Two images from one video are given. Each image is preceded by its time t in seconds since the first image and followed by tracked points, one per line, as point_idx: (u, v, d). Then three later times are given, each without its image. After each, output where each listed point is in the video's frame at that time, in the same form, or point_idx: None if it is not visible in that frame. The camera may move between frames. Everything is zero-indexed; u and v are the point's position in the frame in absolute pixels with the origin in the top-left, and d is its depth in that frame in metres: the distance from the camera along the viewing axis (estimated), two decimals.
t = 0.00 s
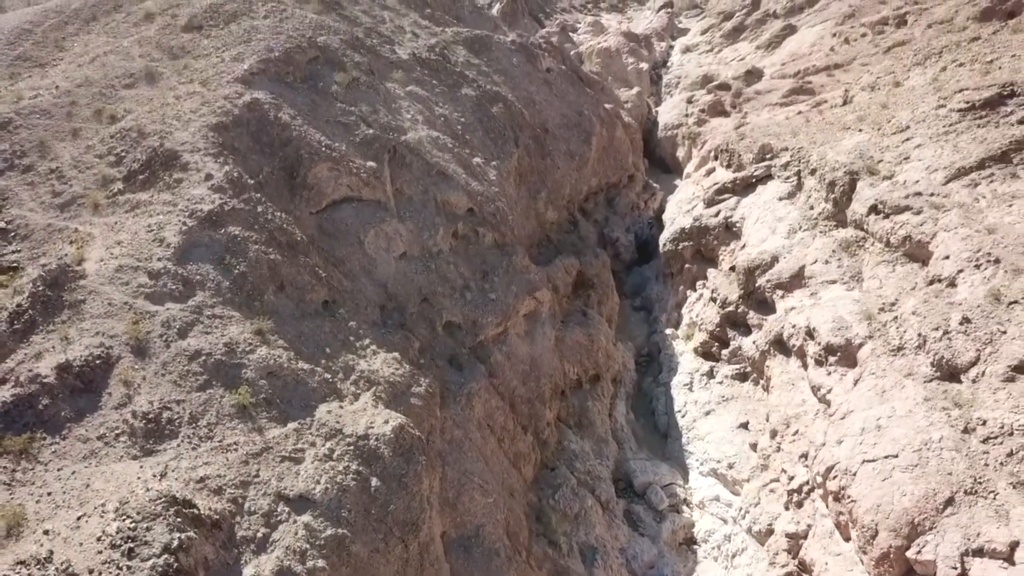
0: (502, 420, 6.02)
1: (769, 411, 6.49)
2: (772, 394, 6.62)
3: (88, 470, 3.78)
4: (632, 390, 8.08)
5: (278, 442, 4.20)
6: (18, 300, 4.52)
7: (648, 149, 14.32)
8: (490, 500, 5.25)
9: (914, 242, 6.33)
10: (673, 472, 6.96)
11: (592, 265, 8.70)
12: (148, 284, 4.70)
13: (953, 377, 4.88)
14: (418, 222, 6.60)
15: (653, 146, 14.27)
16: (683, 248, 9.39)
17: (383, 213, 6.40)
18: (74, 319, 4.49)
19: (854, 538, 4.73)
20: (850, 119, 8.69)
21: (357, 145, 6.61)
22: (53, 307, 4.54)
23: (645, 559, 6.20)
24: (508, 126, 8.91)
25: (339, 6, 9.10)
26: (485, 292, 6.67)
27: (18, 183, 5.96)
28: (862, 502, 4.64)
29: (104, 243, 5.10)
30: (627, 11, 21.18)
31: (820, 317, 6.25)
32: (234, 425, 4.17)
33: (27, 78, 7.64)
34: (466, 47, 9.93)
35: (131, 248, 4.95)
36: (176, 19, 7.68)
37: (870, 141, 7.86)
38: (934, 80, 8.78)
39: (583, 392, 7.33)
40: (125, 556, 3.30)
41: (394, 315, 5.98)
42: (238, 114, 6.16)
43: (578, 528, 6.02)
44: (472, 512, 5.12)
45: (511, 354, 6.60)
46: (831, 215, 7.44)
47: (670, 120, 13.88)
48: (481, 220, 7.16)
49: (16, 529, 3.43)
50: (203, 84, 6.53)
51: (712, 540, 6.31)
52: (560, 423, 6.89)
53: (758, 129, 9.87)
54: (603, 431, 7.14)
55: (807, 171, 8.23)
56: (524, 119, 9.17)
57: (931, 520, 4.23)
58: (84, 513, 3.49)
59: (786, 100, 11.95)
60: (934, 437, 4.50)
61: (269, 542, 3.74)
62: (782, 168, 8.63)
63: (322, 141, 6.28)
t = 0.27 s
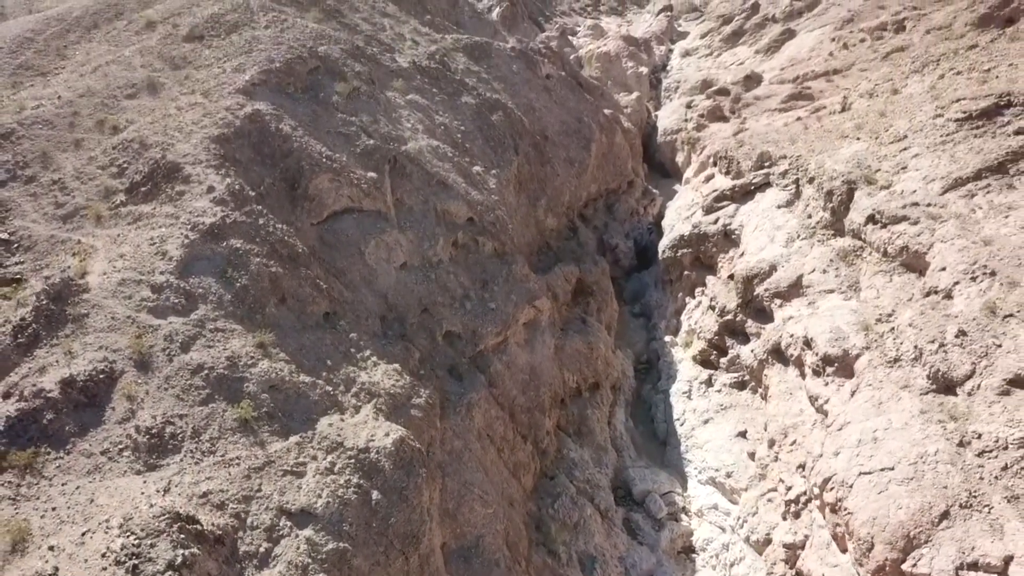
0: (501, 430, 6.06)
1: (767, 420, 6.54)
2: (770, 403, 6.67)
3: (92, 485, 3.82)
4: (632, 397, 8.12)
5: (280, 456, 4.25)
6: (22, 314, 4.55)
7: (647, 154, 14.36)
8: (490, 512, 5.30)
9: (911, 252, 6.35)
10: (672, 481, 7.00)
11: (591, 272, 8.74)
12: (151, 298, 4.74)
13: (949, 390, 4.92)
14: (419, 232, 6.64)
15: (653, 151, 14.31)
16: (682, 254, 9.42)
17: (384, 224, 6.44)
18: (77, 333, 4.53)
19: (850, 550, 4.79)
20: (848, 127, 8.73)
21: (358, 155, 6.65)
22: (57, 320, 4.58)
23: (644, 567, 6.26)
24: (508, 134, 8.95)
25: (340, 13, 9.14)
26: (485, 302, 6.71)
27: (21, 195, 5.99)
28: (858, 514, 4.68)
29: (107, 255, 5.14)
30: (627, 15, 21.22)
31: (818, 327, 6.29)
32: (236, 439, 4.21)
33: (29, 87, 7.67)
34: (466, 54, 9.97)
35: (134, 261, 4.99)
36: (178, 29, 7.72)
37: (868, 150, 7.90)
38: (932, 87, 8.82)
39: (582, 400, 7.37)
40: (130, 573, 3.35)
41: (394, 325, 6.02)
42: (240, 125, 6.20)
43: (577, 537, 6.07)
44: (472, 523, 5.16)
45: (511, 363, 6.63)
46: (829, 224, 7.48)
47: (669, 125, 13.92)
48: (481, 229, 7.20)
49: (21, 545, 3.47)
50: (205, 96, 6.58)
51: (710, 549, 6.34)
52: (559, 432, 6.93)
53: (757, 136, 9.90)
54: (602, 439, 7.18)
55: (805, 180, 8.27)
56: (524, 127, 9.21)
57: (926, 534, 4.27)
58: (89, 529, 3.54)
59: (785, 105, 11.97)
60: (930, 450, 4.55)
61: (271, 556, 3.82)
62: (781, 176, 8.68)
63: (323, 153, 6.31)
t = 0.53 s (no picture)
0: (501, 442, 6.11)
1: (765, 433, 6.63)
2: (768, 415, 6.74)
3: (97, 503, 3.87)
4: (631, 407, 8.17)
5: (283, 473, 4.31)
6: (27, 331, 4.60)
7: (647, 160, 14.42)
8: (490, 525, 5.35)
9: (908, 264, 6.39)
10: (670, 491, 7.04)
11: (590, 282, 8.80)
12: (154, 315, 4.80)
13: (944, 406, 4.97)
14: (419, 245, 6.69)
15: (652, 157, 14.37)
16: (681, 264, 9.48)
17: (384, 237, 6.49)
18: (82, 350, 4.58)
19: (846, 565, 4.84)
20: (846, 138, 8.78)
21: (359, 169, 6.70)
22: (60, 337, 4.62)
23: None
24: (508, 144, 9.01)
25: (341, 24, 9.19)
26: (485, 314, 6.76)
27: (25, 209, 6.04)
28: (854, 529, 4.72)
29: (110, 272, 5.19)
30: (627, 19, 21.27)
31: (815, 339, 6.35)
32: (239, 456, 4.27)
33: (32, 99, 7.71)
34: (466, 63, 10.01)
35: (138, 278, 5.05)
36: (180, 42, 7.78)
37: (865, 161, 7.96)
38: (930, 97, 8.88)
39: (582, 410, 7.42)
40: None
41: (395, 339, 6.08)
42: (242, 140, 6.26)
43: (575, 548, 6.09)
44: (472, 536, 5.22)
45: (511, 374, 6.68)
46: (827, 236, 7.54)
47: (668, 132, 13.97)
48: (481, 240, 7.25)
49: (26, 564, 3.51)
50: (207, 110, 6.63)
51: (708, 560, 6.37)
52: (558, 443, 6.98)
53: (755, 145, 9.95)
54: (601, 450, 7.22)
55: (803, 190, 8.33)
56: (523, 136, 9.26)
57: (920, 550, 4.33)
58: (95, 548, 3.60)
59: (784, 112, 12.01)
60: (925, 466, 4.61)
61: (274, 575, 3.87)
62: (779, 187, 8.74)
63: (324, 167, 6.37)
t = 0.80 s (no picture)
0: (501, 452, 6.16)
1: (763, 443, 6.70)
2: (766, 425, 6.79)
3: (102, 519, 3.92)
4: (630, 414, 8.22)
5: (285, 487, 4.36)
6: (31, 345, 4.64)
7: (646, 165, 14.46)
8: (490, 536, 5.40)
9: (904, 276, 6.44)
10: (669, 500, 7.10)
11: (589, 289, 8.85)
12: (158, 329, 4.85)
13: (939, 419, 5.02)
14: (420, 255, 6.74)
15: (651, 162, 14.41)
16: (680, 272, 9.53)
17: (385, 248, 6.54)
18: (86, 364, 4.63)
19: None
20: (844, 146, 8.82)
21: (360, 180, 6.75)
22: (65, 351, 4.67)
23: None
24: (507, 152, 9.05)
25: (342, 32, 9.24)
26: (485, 324, 6.81)
27: (29, 220, 6.08)
28: (850, 542, 4.83)
29: (114, 285, 5.24)
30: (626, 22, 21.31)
31: (813, 350, 6.40)
32: (242, 470, 4.33)
33: (35, 109, 7.76)
34: (466, 71, 10.04)
35: (141, 292, 5.10)
36: (182, 52, 7.82)
37: (863, 171, 8.01)
38: (927, 105, 8.93)
39: (581, 418, 7.47)
40: None
41: (396, 350, 6.12)
42: (244, 152, 6.30)
43: (575, 557, 6.14)
44: (473, 547, 5.27)
45: (511, 384, 6.73)
46: (824, 245, 7.59)
47: (668, 137, 14.02)
48: (482, 250, 7.30)
49: None
50: (209, 122, 6.68)
51: (706, 568, 6.43)
52: (558, 452, 7.03)
53: (754, 152, 10.00)
54: (599, 458, 7.28)
55: (801, 199, 8.38)
56: (523, 144, 9.30)
57: (915, 564, 4.42)
58: (101, 564, 3.65)
59: (782, 118, 12.05)
60: (920, 480, 4.70)
61: None
62: (777, 195, 8.78)
63: (326, 179, 6.42)
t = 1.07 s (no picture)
0: (501, 462, 6.21)
1: (761, 451, 6.76)
2: (765, 434, 6.84)
3: (107, 532, 3.97)
4: (629, 421, 8.27)
5: (287, 500, 4.41)
6: (36, 358, 4.68)
7: (646, 169, 14.51)
8: (490, 546, 5.45)
9: (901, 285, 6.48)
10: (668, 507, 7.15)
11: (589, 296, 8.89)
12: (161, 342, 4.90)
13: (935, 431, 5.08)
14: (420, 265, 6.78)
15: (650, 166, 14.46)
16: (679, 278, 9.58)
17: (386, 257, 6.58)
18: (90, 377, 4.66)
19: None
20: (842, 154, 8.86)
21: (361, 191, 6.79)
22: (69, 363, 4.70)
23: None
24: (507, 160, 9.09)
25: (343, 40, 9.28)
26: (486, 332, 6.85)
27: (32, 230, 6.11)
28: (847, 553, 4.91)
29: (117, 297, 5.29)
30: (627, 25, 21.35)
31: (810, 360, 6.44)
32: (244, 483, 4.38)
33: (38, 117, 7.80)
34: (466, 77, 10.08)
35: (144, 304, 5.14)
36: (184, 61, 7.87)
37: (862, 179, 8.05)
38: (926, 113, 8.97)
39: (580, 426, 7.52)
40: None
41: (397, 359, 6.17)
42: (246, 163, 6.35)
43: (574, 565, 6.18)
44: (473, 557, 5.32)
45: (511, 393, 6.77)
46: (822, 254, 7.63)
47: (667, 142, 14.06)
48: (482, 258, 7.34)
49: None
50: (211, 132, 6.73)
51: None
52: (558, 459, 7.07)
53: (753, 158, 10.03)
54: (599, 466, 7.33)
55: (800, 207, 8.42)
56: (523, 151, 9.33)
57: None
58: None
59: (781, 124, 12.08)
60: (916, 492, 4.78)
61: None
62: (776, 203, 8.82)
63: (327, 189, 6.46)
